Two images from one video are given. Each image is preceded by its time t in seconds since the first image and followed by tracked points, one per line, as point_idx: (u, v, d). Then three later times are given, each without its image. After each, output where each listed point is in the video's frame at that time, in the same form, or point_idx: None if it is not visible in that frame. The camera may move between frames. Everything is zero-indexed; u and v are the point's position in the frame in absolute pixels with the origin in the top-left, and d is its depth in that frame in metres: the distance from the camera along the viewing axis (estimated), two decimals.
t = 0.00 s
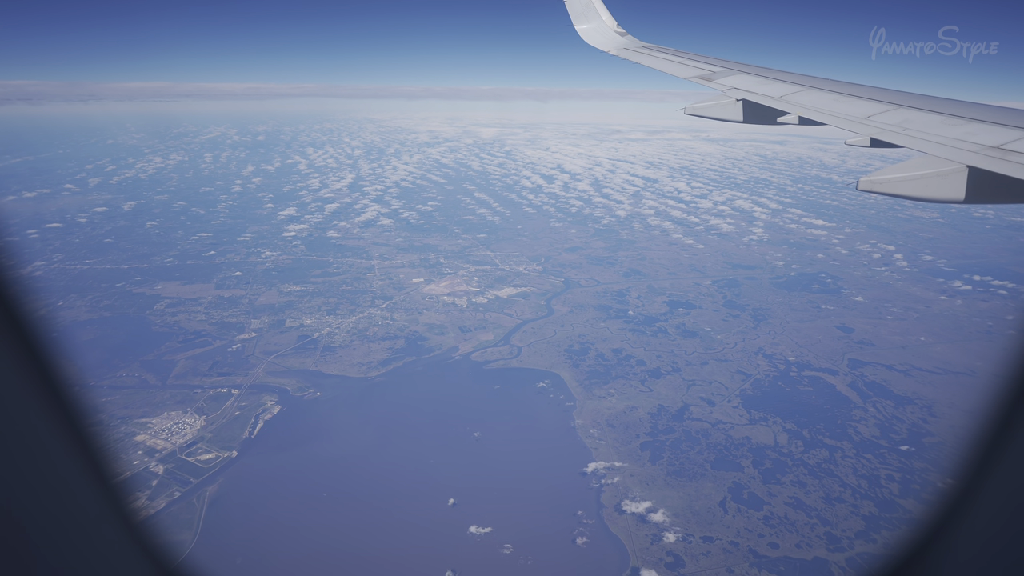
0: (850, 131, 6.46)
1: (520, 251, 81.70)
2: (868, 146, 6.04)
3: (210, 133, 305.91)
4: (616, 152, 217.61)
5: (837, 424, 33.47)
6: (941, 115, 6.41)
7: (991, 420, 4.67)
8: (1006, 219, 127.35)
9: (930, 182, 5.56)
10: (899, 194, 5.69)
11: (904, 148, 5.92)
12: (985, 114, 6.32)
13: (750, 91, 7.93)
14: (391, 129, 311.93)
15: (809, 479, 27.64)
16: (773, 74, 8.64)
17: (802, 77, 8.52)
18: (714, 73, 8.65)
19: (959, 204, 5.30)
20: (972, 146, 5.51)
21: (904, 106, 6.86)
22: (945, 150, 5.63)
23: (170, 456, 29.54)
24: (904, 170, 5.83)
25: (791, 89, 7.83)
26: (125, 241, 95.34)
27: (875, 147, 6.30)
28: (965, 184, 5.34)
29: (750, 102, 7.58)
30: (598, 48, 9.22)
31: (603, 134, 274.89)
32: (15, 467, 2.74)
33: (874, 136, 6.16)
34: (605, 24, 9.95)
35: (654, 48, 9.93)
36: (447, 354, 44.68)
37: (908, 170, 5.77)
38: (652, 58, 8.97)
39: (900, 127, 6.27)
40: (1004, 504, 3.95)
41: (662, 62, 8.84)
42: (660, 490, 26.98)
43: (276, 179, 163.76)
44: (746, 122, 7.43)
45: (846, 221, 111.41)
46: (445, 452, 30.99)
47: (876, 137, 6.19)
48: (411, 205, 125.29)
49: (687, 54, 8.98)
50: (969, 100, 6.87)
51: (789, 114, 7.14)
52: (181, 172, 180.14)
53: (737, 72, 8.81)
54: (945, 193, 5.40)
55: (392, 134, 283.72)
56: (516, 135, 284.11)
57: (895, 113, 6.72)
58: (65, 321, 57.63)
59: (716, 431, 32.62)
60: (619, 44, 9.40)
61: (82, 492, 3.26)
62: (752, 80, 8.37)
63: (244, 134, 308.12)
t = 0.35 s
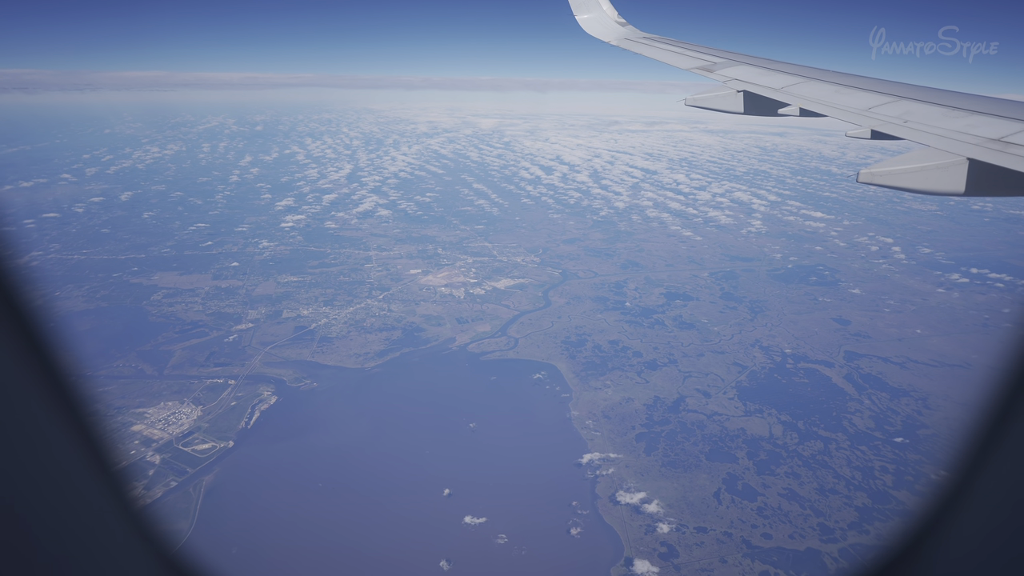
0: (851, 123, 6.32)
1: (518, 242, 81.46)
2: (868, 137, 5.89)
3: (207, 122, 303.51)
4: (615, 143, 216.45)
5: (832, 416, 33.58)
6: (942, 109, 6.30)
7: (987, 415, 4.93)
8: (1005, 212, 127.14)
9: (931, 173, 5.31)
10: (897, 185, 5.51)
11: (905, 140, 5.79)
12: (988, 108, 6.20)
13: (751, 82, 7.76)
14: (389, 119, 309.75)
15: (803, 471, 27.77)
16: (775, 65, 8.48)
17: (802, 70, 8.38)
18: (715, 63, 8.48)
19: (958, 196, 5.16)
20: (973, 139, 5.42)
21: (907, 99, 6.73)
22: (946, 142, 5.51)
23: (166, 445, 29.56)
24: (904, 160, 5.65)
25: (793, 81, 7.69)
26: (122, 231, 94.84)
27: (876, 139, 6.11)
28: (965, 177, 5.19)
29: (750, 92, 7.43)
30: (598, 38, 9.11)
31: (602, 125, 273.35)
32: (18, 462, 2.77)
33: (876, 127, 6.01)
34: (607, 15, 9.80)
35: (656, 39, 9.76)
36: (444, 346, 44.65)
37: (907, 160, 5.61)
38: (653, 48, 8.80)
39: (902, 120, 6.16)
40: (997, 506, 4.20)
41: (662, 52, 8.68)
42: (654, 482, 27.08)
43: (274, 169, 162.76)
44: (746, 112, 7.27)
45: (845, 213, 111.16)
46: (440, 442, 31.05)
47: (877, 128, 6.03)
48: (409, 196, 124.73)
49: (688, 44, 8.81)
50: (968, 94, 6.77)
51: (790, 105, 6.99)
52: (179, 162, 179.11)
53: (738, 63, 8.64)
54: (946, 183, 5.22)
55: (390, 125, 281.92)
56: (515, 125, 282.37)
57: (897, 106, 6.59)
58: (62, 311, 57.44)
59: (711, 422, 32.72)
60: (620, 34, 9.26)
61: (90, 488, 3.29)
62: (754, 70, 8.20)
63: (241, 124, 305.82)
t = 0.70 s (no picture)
0: (851, 115, 6.21)
1: (516, 234, 81.22)
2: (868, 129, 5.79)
3: (206, 113, 301.71)
4: (615, 134, 215.17)
5: (827, 408, 33.68)
6: (945, 100, 6.17)
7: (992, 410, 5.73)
8: (1005, 204, 126.65)
9: (929, 166, 5.30)
10: (898, 176, 5.44)
11: (905, 132, 5.70)
12: (992, 99, 6.06)
13: (752, 73, 7.62)
14: (388, 110, 307.70)
15: (798, 462, 27.86)
16: (777, 57, 8.32)
17: (805, 60, 8.21)
18: (716, 54, 8.33)
19: (957, 188, 5.08)
20: (973, 130, 5.31)
21: (910, 91, 6.60)
22: (945, 135, 5.42)
23: (164, 436, 29.62)
24: (903, 153, 5.60)
25: (794, 71, 7.55)
26: (119, 222, 94.43)
27: (877, 131, 6.03)
28: (966, 170, 5.10)
29: (750, 83, 7.31)
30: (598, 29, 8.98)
31: (602, 116, 271.81)
32: (9, 444, 2.79)
33: (875, 119, 5.92)
34: (607, 6, 9.66)
35: (657, 29, 9.60)
36: (441, 337, 44.64)
37: (907, 153, 5.56)
38: (653, 38, 8.64)
39: (903, 111, 6.04)
40: (1002, 490, 4.89)
41: (662, 42, 8.53)
42: (650, 473, 27.19)
43: (272, 160, 161.86)
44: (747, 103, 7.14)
45: (844, 206, 110.79)
46: (437, 434, 31.07)
47: (877, 120, 5.93)
48: (407, 187, 124.20)
49: (689, 33, 8.64)
50: (974, 85, 6.62)
51: (791, 96, 6.86)
52: (177, 153, 178.13)
53: (739, 55, 8.49)
54: (946, 176, 5.13)
55: (389, 116, 280.22)
56: (515, 117, 280.49)
57: (898, 97, 6.47)
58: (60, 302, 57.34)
59: (707, 414, 32.81)
60: (621, 25, 9.11)
61: (93, 471, 3.39)
62: (755, 62, 8.06)
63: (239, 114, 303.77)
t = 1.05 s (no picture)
0: (852, 107, 6.09)
1: (515, 228, 81.06)
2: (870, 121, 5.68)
3: (205, 107, 300.45)
4: (616, 128, 214.18)
5: (825, 401, 33.69)
6: (948, 92, 6.05)
7: (988, 405, 5.70)
8: (1006, 197, 126.15)
9: (931, 158, 5.19)
10: (900, 169, 5.32)
11: (906, 124, 5.58)
12: (997, 91, 5.93)
13: (753, 65, 7.50)
14: (387, 103, 306.33)
15: (795, 456, 27.90)
16: (779, 49, 8.18)
17: (808, 53, 8.06)
18: (718, 46, 8.19)
19: (960, 181, 4.96)
20: (976, 122, 5.20)
21: (913, 83, 6.47)
22: (948, 127, 5.31)
23: (162, 430, 29.66)
24: (904, 144, 5.49)
25: (797, 63, 7.41)
26: (118, 216, 94.13)
27: (879, 123, 5.92)
28: (969, 161, 4.98)
29: (752, 75, 7.18)
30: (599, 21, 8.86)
31: (603, 110, 270.56)
32: None
33: (877, 112, 5.80)
34: None
35: (659, 22, 9.46)
36: (439, 331, 44.64)
37: (909, 144, 5.44)
38: (653, 30, 8.51)
39: (905, 103, 5.92)
40: (1000, 483, 4.89)
41: (663, 34, 8.40)
42: (647, 466, 27.24)
43: (271, 154, 161.25)
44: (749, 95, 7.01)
45: (845, 199, 110.38)
46: (434, 428, 31.15)
47: (879, 112, 5.81)
48: (407, 181, 123.80)
49: (690, 25, 8.50)
50: (980, 78, 6.47)
51: (792, 89, 6.73)
52: (176, 147, 177.39)
53: (742, 47, 8.35)
54: (949, 169, 5.02)
55: (388, 109, 279.11)
56: (515, 110, 279.04)
57: (901, 89, 6.34)
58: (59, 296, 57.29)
59: (705, 407, 32.83)
60: (622, 17, 8.98)
61: (72, 433, 3.47)
62: (757, 54, 7.92)
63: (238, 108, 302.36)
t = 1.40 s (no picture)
0: (855, 100, 5.96)
1: (514, 221, 80.86)
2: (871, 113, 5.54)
3: (205, 101, 299.19)
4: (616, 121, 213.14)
5: (823, 395, 33.67)
6: (953, 85, 5.90)
7: (991, 401, 5.61)
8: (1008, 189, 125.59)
9: (932, 151, 5.07)
10: (901, 162, 5.21)
11: (907, 117, 5.45)
12: (1001, 84, 5.79)
13: (755, 57, 7.34)
14: (387, 96, 304.82)
15: (793, 449, 27.91)
16: (782, 41, 8.01)
17: (811, 45, 7.90)
18: (720, 38, 8.03)
19: (962, 174, 4.83)
20: (979, 115, 5.06)
21: (916, 76, 6.32)
22: (950, 119, 5.18)
23: (161, 423, 29.73)
24: (905, 137, 5.37)
25: (799, 55, 7.26)
26: (117, 210, 93.86)
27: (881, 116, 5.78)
28: (970, 155, 4.87)
29: (753, 67, 7.03)
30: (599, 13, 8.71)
31: (603, 103, 269.13)
32: None
33: (879, 104, 5.66)
34: None
35: (660, 13, 9.29)
36: (438, 325, 44.63)
37: (910, 137, 5.32)
38: (654, 21, 8.35)
39: (907, 95, 5.78)
40: (999, 480, 4.82)
41: (664, 25, 8.24)
42: (644, 459, 27.27)
43: (270, 147, 160.60)
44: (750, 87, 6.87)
45: (846, 192, 109.82)
46: (431, 421, 31.17)
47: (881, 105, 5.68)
48: (406, 174, 123.37)
49: (691, 16, 8.34)
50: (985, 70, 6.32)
51: (794, 81, 6.59)
52: (176, 140, 176.63)
53: (744, 39, 8.18)
54: (951, 161, 4.89)
55: (388, 103, 277.93)
56: (515, 103, 277.63)
57: (904, 81, 6.20)
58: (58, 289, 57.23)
59: (703, 401, 32.84)
60: (622, 9, 8.83)
61: (70, 427, 3.52)
62: (759, 46, 7.77)
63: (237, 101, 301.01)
